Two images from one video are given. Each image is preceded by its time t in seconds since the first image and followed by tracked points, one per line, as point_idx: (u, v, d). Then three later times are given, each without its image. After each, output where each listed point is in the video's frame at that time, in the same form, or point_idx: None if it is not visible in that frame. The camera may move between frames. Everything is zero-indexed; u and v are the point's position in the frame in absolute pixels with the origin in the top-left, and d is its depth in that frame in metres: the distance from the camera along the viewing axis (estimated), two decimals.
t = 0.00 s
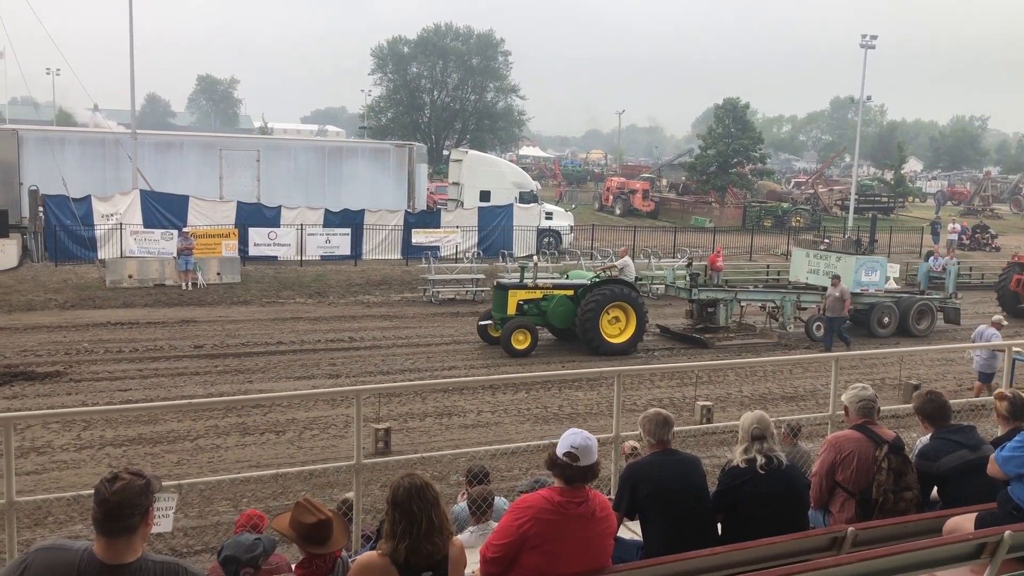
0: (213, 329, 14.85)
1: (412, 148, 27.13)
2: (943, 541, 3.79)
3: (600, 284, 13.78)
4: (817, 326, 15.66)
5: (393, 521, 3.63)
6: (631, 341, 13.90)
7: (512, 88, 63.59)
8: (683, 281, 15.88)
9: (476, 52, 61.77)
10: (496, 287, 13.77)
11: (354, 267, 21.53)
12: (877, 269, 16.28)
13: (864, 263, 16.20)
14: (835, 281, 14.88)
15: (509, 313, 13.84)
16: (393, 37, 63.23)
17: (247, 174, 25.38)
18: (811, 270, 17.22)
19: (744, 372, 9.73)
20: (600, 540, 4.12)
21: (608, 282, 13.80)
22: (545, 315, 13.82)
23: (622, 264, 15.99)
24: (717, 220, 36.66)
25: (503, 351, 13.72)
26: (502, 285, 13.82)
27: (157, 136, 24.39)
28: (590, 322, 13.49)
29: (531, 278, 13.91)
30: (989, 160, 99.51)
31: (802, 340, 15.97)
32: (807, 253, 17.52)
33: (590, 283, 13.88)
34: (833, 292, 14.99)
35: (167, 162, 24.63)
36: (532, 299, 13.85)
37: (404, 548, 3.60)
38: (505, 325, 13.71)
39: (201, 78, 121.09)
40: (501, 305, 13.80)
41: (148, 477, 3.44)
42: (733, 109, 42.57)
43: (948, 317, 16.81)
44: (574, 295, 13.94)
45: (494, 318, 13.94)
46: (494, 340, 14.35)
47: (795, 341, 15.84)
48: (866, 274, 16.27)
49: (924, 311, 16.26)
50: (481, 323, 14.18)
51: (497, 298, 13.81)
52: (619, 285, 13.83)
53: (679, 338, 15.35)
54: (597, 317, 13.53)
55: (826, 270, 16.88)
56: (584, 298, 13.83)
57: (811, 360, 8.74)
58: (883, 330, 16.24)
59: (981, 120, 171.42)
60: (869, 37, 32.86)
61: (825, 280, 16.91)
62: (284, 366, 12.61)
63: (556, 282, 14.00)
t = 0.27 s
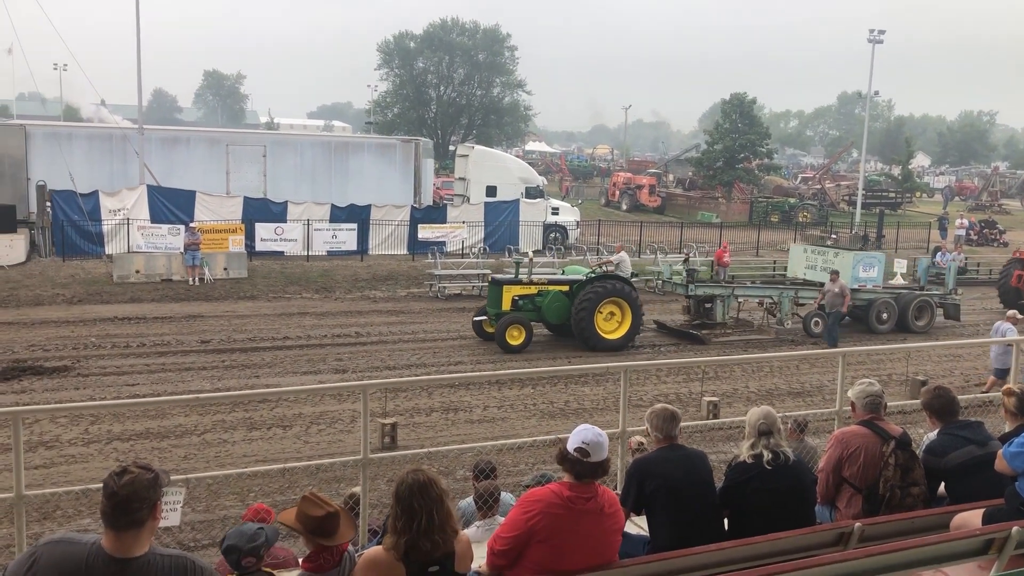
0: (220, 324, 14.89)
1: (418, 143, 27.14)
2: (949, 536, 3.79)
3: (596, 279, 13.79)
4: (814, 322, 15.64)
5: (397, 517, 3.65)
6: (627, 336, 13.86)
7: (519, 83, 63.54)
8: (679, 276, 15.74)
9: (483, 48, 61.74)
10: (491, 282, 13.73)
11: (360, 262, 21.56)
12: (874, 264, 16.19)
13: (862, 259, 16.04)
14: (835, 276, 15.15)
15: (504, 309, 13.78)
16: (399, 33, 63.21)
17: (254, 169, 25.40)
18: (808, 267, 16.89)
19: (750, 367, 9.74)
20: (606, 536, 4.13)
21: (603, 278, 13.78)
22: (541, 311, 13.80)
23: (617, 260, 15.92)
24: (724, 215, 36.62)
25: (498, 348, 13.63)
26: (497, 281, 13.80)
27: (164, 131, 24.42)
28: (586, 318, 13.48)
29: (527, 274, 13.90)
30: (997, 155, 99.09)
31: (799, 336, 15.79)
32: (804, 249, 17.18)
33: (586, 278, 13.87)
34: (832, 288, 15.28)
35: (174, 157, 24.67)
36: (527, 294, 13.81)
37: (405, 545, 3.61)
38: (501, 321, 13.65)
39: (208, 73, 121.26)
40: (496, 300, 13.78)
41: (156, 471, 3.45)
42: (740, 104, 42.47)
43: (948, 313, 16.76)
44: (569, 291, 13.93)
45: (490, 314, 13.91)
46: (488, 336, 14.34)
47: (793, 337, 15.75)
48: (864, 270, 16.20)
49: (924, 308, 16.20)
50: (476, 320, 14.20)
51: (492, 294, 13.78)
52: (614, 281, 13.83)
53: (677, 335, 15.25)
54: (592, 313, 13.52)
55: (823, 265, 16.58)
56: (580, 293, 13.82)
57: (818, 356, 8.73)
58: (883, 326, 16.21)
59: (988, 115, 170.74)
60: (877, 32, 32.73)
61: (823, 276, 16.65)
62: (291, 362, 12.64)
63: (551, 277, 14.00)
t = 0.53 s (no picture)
0: (228, 321, 14.94)
1: (425, 140, 27.16)
2: (959, 534, 3.78)
3: (591, 277, 13.70)
4: (813, 321, 15.39)
5: (407, 513, 3.65)
6: (623, 334, 13.82)
7: (526, 80, 63.50)
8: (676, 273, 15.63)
9: (490, 45, 61.73)
10: (487, 280, 13.68)
11: (368, 259, 21.59)
12: (873, 262, 16.08)
13: (860, 256, 15.97)
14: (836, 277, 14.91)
15: (500, 306, 13.73)
16: (407, 30, 63.24)
17: (262, 166, 25.44)
18: (807, 264, 16.86)
19: (758, 365, 9.74)
20: (615, 532, 4.13)
21: (600, 275, 13.71)
22: (537, 309, 13.72)
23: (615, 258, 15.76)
24: (732, 212, 36.56)
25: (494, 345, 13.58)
26: (492, 278, 13.76)
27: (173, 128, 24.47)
28: (582, 316, 13.39)
29: (523, 271, 13.84)
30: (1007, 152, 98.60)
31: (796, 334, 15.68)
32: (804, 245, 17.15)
33: (582, 276, 13.81)
34: (831, 288, 15.10)
35: (183, 154, 24.73)
36: (524, 292, 13.77)
37: (416, 542, 3.62)
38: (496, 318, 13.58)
39: (216, 70, 121.49)
40: (492, 298, 13.72)
41: (165, 465, 3.46)
42: (748, 101, 42.35)
43: (948, 312, 16.81)
44: (565, 288, 13.87)
45: (486, 311, 13.84)
46: (484, 333, 14.29)
47: (792, 335, 15.59)
48: (862, 268, 16.09)
49: (924, 305, 16.03)
50: (472, 316, 14.09)
51: (487, 291, 13.72)
52: (610, 277, 13.77)
53: (676, 332, 15.13)
54: (588, 310, 13.45)
55: (822, 263, 16.53)
56: (576, 291, 13.76)
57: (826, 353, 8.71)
58: (883, 324, 16.09)
59: (998, 112, 169.91)
60: (886, 29, 32.59)
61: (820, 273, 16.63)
62: (299, 358, 12.67)
63: (547, 275, 13.95)
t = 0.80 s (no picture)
0: (238, 319, 14.97)
1: (434, 139, 27.19)
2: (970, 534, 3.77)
3: (587, 276, 13.57)
4: (814, 320, 15.25)
5: (418, 512, 3.66)
6: (621, 333, 13.68)
7: (535, 79, 63.48)
8: (676, 272, 15.51)
9: (499, 44, 61.74)
10: (485, 278, 13.64)
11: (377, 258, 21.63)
12: (874, 262, 16.25)
13: (861, 256, 16.08)
14: (838, 276, 14.71)
15: (497, 306, 13.67)
16: (416, 29, 63.31)
17: (272, 164, 25.51)
18: (808, 263, 17.15)
19: (768, 364, 9.73)
20: (625, 532, 4.13)
21: (599, 274, 13.62)
22: (534, 308, 13.58)
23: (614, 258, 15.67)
24: (741, 211, 36.48)
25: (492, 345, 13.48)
26: (489, 277, 13.69)
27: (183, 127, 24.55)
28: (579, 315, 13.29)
29: (520, 271, 13.79)
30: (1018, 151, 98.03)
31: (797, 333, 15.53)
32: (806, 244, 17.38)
33: (579, 275, 13.68)
34: (834, 286, 14.90)
35: (193, 152, 24.81)
36: (521, 291, 13.70)
37: (427, 540, 3.63)
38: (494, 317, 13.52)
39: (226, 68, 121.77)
40: (489, 298, 13.68)
41: (176, 464, 3.48)
42: (758, 100, 42.23)
43: (952, 311, 16.55)
44: (562, 288, 13.75)
45: (483, 311, 13.78)
46: (483, 333, 14.17)
47: (793, 335, 15.39)
48: (863, 267, 16.23)
49: (927, 305, 15.78)
50: (469, 315, 14.04)
51: (485, 291, 13.67)
52: (608, 277, 13.61)
53: (675, 333, 14.99)
54: (586, 310, 13.29)
55: (823, 261, 16.70)
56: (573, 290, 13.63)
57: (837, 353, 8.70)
58: (884, 324, 15.81)
59: (1009, 111, 168.96)
60: (896, 27, 32.45)
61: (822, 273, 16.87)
62: (308, 357, 12.69)
63: (545, 274, 13.84)
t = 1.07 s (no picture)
0: (249, 319, 15.03)
1: (445, 139, 27.22)
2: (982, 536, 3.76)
3: (586, 276, 13.51)
4: (816, 321, 15.22)
5: (429, 511, 3.68)
6: (620, 334, 13.62)
7: (545, 79, 63.47)
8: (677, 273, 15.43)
9: (510, 44, 61.77)
10: (483, 279, 13.53)
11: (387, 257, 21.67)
12: (876, 263, 15.97)
13: (863, 256, 15.76)
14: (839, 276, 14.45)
15: (496, 306, 13.58)
16: (426, 29, 63.40)
17: (282, 164, 25.58)
18: (809, 264, 16.71)
19: (779, 365, 9.72)
20: (634, 532, 4.13)
21: (599, 274, 13.55)
22: (533, 309, 13.52)
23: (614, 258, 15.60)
24: (752, 211, 36.41)
25: (490, 345, 13.44)
26: (488, 277, 13.59)
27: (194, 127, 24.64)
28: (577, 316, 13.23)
29: (519, 271, 13.72)
30: None
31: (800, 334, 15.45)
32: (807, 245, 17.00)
33: (579, 275, 13.62)
34: (834, 287, 14.64)
35: (204, 152, 24.90)
36: (520, 291, 13.62)
37: (438, 539, 3.64)
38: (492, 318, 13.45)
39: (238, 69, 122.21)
40: (487, 298, 13.54)
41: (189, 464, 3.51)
42: (768, 99, 42.11)
43: (955, 312, 16.37)
44: (561, 288, 13.70)
45: (482, 311, 13.70)
46: (480, 333, 14.09)
47: (795, 335, 15.34)
48: (864, 268, 15.95)
49: (929, 306, 15.78)
50: (468, 315, 13.96)
51: (483, 291, 13.56)
52: (607, 277, 13.56)
53: (676, 334, 14.92)
54: (584, 312, 13.26)
55: (824, 263, 16.31)
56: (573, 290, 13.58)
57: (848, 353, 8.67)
58: (886, 325, 15.77)
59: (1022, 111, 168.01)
60: (908, 27, 32.30)
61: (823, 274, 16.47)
62: (319, 356, 12.73)
63: (545, 274, 13.79)
